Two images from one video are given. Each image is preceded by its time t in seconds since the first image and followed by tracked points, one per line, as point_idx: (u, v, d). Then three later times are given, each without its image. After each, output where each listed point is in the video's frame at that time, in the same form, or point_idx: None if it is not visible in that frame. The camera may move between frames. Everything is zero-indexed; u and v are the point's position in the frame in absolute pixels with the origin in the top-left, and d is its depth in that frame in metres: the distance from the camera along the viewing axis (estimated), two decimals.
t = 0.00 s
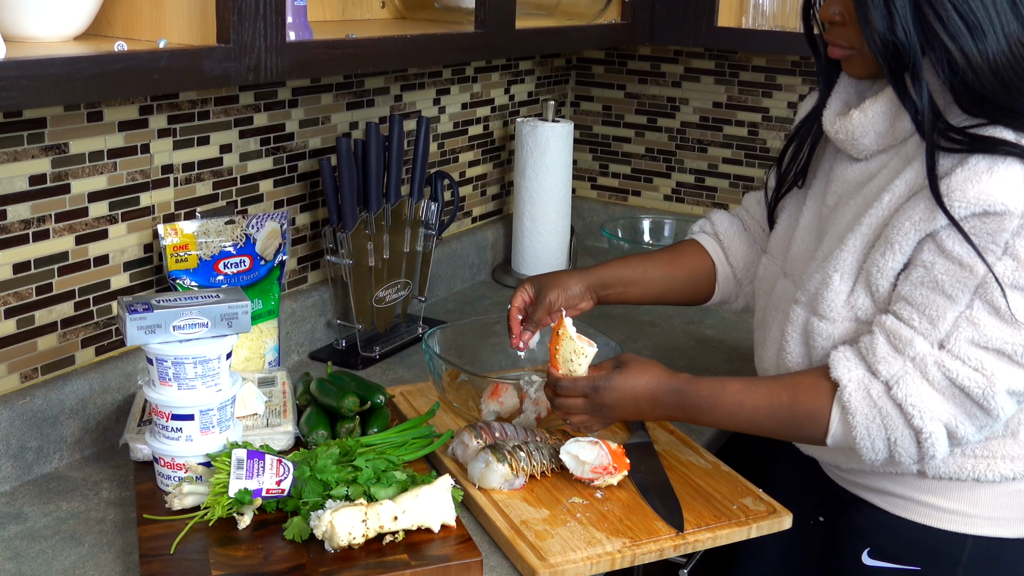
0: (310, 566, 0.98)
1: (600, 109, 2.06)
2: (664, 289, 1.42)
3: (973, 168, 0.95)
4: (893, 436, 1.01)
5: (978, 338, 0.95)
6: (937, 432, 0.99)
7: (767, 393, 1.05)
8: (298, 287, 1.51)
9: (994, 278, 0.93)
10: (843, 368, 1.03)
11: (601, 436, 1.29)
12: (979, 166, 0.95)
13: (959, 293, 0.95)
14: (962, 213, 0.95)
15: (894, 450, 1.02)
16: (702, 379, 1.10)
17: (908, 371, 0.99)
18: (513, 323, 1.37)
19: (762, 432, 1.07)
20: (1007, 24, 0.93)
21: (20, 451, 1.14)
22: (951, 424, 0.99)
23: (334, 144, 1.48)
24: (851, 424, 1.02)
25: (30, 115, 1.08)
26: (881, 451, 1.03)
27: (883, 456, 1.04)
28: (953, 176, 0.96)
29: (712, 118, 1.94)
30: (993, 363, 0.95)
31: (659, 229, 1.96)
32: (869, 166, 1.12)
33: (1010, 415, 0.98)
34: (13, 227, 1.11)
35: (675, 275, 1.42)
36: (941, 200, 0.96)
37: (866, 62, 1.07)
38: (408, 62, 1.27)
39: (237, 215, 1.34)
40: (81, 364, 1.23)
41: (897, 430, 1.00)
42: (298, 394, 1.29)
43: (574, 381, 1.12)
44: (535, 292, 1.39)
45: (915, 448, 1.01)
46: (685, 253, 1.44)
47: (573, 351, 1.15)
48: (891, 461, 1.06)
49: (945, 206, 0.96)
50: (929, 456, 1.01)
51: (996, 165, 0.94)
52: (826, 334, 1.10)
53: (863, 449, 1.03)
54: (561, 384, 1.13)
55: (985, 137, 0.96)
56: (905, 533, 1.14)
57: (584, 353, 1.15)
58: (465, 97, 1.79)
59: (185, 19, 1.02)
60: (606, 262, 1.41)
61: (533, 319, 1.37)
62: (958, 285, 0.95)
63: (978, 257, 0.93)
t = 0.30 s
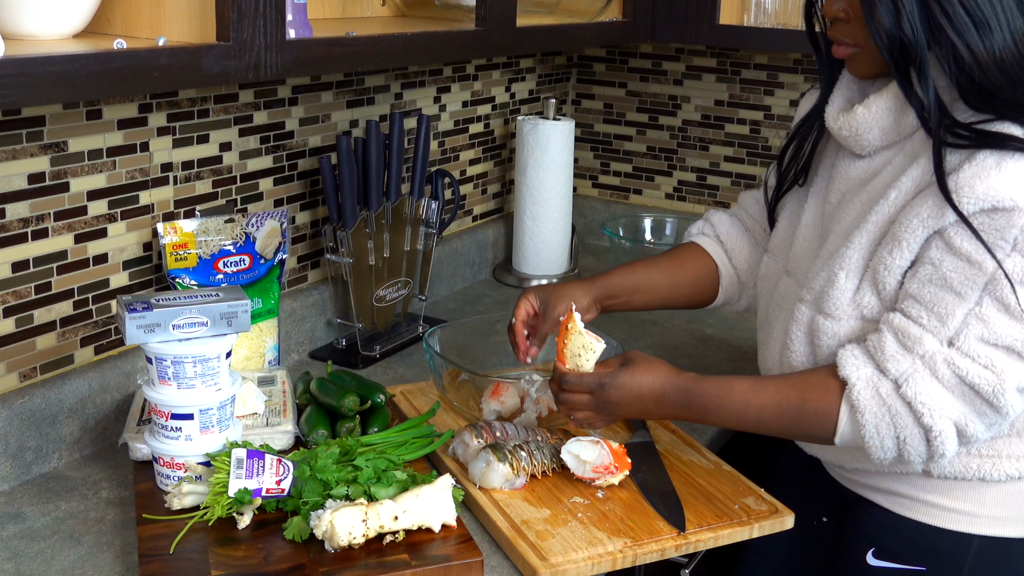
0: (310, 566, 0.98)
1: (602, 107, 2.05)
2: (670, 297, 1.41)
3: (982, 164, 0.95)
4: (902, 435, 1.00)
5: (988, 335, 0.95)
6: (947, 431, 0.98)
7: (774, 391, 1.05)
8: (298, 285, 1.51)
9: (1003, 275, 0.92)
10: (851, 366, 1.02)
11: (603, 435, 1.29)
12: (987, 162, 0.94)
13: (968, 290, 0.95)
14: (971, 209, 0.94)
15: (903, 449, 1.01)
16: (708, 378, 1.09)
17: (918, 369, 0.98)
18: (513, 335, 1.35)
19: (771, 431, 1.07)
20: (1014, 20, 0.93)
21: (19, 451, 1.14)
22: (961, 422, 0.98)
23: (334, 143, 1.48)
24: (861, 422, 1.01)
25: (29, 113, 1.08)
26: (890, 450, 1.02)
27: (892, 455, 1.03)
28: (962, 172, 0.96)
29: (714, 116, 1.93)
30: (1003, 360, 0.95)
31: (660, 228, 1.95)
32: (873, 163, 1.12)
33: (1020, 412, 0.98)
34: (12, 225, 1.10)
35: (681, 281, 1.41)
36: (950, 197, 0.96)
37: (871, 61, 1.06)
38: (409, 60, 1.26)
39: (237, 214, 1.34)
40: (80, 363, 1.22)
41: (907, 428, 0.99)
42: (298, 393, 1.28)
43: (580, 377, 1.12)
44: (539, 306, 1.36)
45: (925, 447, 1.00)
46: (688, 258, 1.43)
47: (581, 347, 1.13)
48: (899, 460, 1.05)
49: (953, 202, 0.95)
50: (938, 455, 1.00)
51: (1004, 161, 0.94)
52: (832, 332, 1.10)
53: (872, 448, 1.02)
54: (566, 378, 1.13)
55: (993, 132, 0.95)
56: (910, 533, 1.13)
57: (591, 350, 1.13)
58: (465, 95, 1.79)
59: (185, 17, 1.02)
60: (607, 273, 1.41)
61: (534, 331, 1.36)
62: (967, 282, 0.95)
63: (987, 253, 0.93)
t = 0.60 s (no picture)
0: (310, 566, 0.97)
1: (603, 105, 2.05)
2: (688, 314, 1.40)
3: (1001, 160, 0.94)
4: (920, 433, 1.00)
5: (1008, 333, 0.94)
6: (965, 429, 0.98)
7: (789, 387, 1.05)
8: (298, 284, 1.50)
9: None
10: (868, 363, 1.02)
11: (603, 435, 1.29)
12: (1006, 158, 0.94)
13: (987, 288, 0.94)
14: (991, 206, 0.94)
15: (920, 448, 1.01)
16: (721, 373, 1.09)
17: (937, 367, 0.98)
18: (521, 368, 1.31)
19: (786, 427, 1.06)
20: None
21: (18, 450, 1.13)
22: (979, 420, 0.98)
23: (334, 141, 1.47)
24: (879, 420, 1.01)
25: (27, 111, 1.07)
26: (906, 449, 1.01)
27: (908, 454, 1.02)
28: (980, 168, 0.95)
29: (716, 114, 1.93)
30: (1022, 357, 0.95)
31: (662, 227, 1.95)
32: (881, 160, 1.12)
33: None
34: (11, 224, 1.10)
35: (689, 291, 1.40)
36: (970, 193, 0.95)
37: (887, 58, 1.06)
38: (409, 58, 1.26)
39: (237, 212, 1.33)
40: (80, 363, 1.22)
41: (925, 426, 0.99)
42: (298, 393, 1.28)
43: (593, 357, 1.11)
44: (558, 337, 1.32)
45: (942, 446, 1.00)
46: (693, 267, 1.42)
47: (603, 326, 1.12)
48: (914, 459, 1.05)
49: (974, 198, 0.95)
50: (955, 453, 1.00)
51: None
52: (844, 331, 1.09)
53: (889, 447, 1.02)
54: (579, 356, 1.12)
55: (1010, 128, 0.95)
56: (917, 532, 1.13)
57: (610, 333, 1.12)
58: (466, 93, 1.78)
59: (184, 14, 1.01)
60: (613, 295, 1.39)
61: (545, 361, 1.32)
62: (986, 280, 0.94)
63: (1007, 250, 0.92)
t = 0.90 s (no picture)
0: (310, 566, 0.96)
1: (604, 103, 2.04)
2: (691, 312, 1.39)
3: (1010, 161, 0.94)
4: (928, 435, 0.99)
5: (1017, 335, 0.94)
6: (974, 431, 0.97)
7: (795, 389, 1.04)
8: (298, 283, 1.50)
9: None
10: (877, 364, 1.01)
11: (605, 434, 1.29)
12: (1015, 159, 0.93)
13: (996, 289, 0.93)
14: (1000, 207, 0.93)
15: (927, 449, 1.00)
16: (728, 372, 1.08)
17: (945, 368, 0.97)
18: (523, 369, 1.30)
19: (792, 429, 1.05)
20: None
21: (17, 450, 1.13)
22: (987, 423, 0.98)
23: (334, 139, 1.46)
24: (886, 421, 1.00)
25: (26, 109, 1.07)
26: (913, 450, 1.01)
27: (915, 455, 1.02)
28: (990, 169, 0.95)
29: (718, 112, 1.92)
30: None
31: (664, 225, 1.95)
32: (888, 160, 1.11)
33: None
34: (9, 222, 1.09)
35: (688, 291, 1.39)
36: (979, 194, 0.95)
37: (896, 56, 1.05)
38: (410, 56, 1.25)
39: (236, 211, 1.32)
40: (79, 362, 1.21)
41: (932, 428, 0.98)
42: (298, 392, 1.27)
43: (600, 357, 1.11)
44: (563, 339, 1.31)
45: (950, 448, 0.99)
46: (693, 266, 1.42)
47: (608, 326, 1.13)
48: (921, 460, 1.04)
49: (983, 199, 0.94)
50: (963, 455, 0.99)
51: None
52: (851, 332, 1.09)
53: (896, 448, 1.01)
54: (585, 356, 1.12)
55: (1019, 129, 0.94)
56: (921, 532, 1.12)
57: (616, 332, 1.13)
58: (467, 91, 1.77)
59: (184, 11, 1.00)
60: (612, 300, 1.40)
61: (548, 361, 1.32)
62: (995, 282, 0.93)
63: (1016, 251, 0.92)
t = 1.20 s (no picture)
0: (310, 566, 0.96)
1: (605, 101, 2.03)
2: (693, 300, 1.39)
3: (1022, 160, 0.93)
4: (934, 434, 0.98)
5: None
6: (981, 431, 0.97)
7: (802, 385, 1.03)
8: (298, 281, 1.49)
9: None
10: (885, 362, 1.01)
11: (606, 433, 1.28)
12: None
13: (1006, 288, 0.93)
14: (1012, 206, 0.93)
15: (933, 448, 1.00)
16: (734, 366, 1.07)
17: (954, 367, 0.97)
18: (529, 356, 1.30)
19: (799, 424, 1.05)
20: None
21: (16, 449, 1.12)
22: (994, 422, 0.97)
23: (334, 137, 1.46)
24: (892, 418, 1.00)
25: (25, 107, 1.06)
26: (919, 449, 1.00)
27: (921, 454, 1.01)
28: (1001, 168, 0.94)
29: (719, 110, 1.91)
30: None
31: (665, 224, 1.94)
32: (897, 158, 1.11)
33: None
34: (8, 221, 1.09)
35: (693, 277, 1.39)
36: (991, 193, 0.94)
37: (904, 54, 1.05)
38: (411, 53, 1.25)
39: (236, 209, 1.32)
40: (78, 361, 1.21)
41: (939, 427, 0.98)
42: (298, 391, 1.27)
43: (604, 361, 1.09)
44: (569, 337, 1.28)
45: (957, 447, 0.99)
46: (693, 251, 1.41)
47: (608, 329, 1.15)
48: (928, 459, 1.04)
49: (994, 199, 0.94)
50: (970, 455, 0.99)
51: None
52: (858, 331, 1.09)
53: (902, 447, 1.01)
54: (590, 361, 1.10)
55: None
56: (928, 531, 1.12)
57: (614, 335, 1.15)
58: (467, 89, 1.77)
59: (184, 9, 1.00)
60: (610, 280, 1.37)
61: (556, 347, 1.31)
62: (1005, 281, 0.93)
63: None
